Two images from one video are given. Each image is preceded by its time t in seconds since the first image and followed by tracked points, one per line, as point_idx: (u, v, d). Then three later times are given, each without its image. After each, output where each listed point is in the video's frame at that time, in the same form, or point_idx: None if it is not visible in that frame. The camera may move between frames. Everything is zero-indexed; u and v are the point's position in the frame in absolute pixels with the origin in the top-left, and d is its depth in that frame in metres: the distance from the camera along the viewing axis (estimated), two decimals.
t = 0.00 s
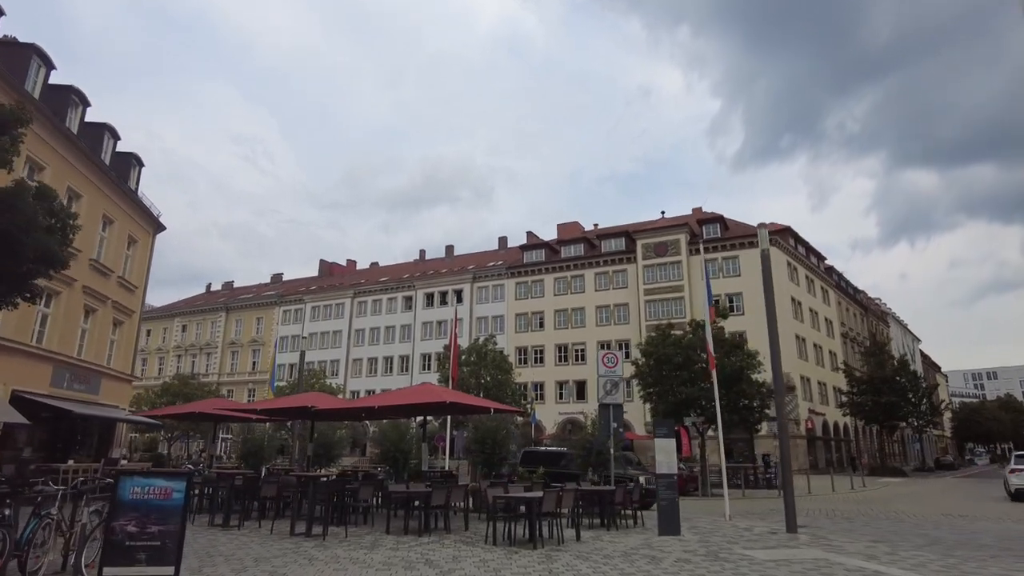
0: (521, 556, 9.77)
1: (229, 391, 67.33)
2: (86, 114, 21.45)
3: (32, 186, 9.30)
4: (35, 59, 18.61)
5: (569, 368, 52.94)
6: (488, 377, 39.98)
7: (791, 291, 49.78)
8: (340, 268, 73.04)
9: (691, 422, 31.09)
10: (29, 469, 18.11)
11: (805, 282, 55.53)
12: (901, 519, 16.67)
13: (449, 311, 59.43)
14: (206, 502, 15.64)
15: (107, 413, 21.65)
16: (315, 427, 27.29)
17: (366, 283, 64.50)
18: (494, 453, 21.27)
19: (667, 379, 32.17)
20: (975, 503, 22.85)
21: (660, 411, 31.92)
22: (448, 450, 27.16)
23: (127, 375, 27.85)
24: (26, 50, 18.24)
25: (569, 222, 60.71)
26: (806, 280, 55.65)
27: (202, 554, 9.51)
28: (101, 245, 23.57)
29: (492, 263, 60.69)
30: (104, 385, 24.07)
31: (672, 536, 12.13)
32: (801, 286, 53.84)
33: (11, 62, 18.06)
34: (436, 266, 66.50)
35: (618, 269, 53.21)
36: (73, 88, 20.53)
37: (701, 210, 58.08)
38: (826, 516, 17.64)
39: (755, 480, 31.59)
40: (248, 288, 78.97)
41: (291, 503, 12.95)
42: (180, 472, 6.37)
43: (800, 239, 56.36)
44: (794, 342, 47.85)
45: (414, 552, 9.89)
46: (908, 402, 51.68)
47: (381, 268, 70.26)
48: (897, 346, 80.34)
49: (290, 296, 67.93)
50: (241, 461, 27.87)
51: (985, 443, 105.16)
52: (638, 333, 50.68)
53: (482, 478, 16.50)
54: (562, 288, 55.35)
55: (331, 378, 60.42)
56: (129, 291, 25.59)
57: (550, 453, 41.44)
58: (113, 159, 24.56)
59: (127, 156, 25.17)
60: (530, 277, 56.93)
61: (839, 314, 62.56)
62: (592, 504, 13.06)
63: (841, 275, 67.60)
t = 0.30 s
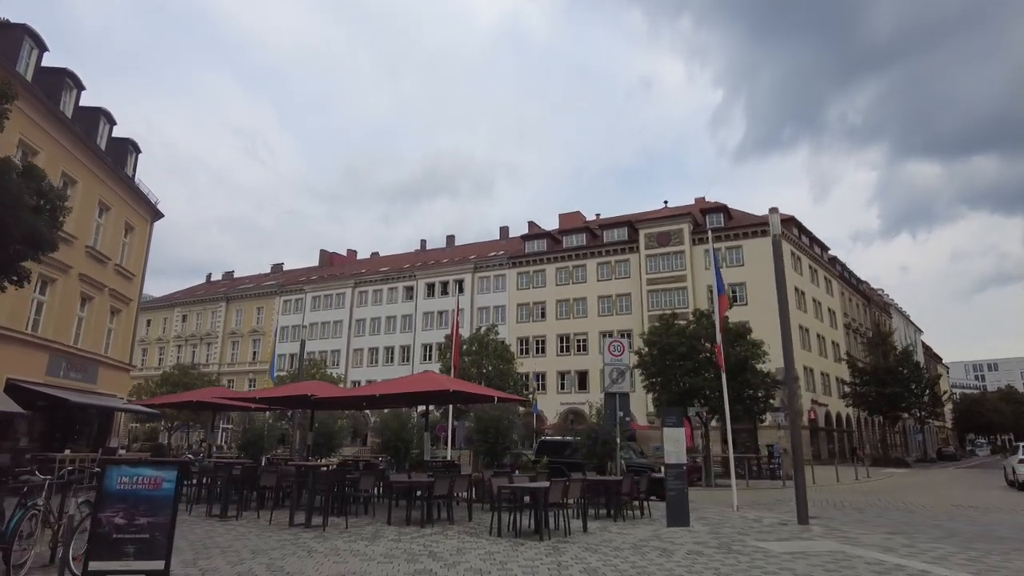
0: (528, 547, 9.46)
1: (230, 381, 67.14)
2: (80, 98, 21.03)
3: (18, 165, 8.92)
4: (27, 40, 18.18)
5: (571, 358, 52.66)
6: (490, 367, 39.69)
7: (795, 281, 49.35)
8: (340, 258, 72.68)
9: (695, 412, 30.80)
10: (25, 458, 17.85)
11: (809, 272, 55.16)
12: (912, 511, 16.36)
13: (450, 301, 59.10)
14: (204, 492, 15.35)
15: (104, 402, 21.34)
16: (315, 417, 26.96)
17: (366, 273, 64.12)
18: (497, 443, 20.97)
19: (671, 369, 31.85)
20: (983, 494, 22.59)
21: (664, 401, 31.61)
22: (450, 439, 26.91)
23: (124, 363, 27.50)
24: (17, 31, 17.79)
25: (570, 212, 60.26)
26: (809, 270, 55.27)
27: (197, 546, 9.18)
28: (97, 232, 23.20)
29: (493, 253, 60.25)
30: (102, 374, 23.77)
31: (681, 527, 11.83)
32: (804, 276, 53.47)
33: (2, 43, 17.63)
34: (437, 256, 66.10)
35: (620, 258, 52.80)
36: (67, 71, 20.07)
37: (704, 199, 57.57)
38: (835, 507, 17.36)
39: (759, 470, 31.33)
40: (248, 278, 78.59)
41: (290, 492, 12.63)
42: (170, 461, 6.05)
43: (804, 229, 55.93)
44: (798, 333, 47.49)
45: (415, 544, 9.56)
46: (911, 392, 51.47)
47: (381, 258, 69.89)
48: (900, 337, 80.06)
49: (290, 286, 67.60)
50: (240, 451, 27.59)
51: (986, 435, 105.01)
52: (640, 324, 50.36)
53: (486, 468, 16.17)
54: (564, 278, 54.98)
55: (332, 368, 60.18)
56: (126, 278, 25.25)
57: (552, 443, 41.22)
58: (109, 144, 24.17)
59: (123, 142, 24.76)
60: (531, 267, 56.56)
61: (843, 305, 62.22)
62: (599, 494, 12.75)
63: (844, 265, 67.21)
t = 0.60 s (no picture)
0: (532, 544, 9.06)
1: (230, 375, 66.83)
2: (72, 85, 20.58)
3: None
4: (16, 24, 17.73)
5: (572, 351, 52.28)
6: (491, 360, 39.33)
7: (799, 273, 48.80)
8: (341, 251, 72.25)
9: (699, 404, 30.42)
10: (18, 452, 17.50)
11: (812, 264, 54.69)
12: (924, 505, 15.98)
13: (451, 293, 58.69)
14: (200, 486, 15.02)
15: (99, 395, 20.97)
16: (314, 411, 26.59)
17: (366, 266, 63.72)
18: (499, 435, 20.60)
19: (675, 360, 31.45)
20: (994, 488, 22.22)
21: (667, 393, 31.23)
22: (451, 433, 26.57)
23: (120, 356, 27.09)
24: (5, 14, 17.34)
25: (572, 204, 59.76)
26: (813, 262, 54.81)
27: (187, 543, 8.80)
28: (92, 222, 22.77)
29: (494, 246, 59.79)
30: (97, 366, 23.40)
31: (691, 523, 11.43)
32: (808, 268, 52.99)
33: None
34: (437, 249, 65.65)
35: (622, 250, 52.34)
36: (58, 56, 19.63)
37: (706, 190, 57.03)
38: (845, 501, 16.98)
39: (763, 463, 31.00)
40: (248, 271, 78.17)
41: (286, 487, 12.26)
42: (151, 454, 5.67)
43: (808, 221, 55.42)
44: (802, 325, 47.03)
45: (415, 540, 9.15)
46: (916, 385, 51.11)
47: (381, 251, 69.47)
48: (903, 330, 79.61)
49: (290, 279, 67.21)
50: (239, 445, 27.26)
51: (988, 428, 104.63)
52: (643, 316, 49.97)
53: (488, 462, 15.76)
54: (565, 270, 54.54)
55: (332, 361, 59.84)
56: (122, 269, 24.84)
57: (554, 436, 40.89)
58: (103, 132, 23.73)
59: (118, 130, 24.32)
60: (532, 259, 56.12)
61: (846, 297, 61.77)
62: (605, 489, 12.35)
63: (848, 257, 66.72)
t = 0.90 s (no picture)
0: (538, 544, 8.70)
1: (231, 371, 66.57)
2: (66, 75, 20.22)
3: None
4: (7, 13, 17.39)
5: (575, 346, 51.94)
6: (493, 355, 38.99)
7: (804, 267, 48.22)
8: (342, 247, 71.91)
9: (704, 399, 30.05)
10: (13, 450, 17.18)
11: (817, 258, 54.15)
12: (938, 502, 15.60)
13: (453, 289, 58.32)
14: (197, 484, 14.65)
15: (96, 391, 20.63)
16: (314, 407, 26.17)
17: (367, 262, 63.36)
18: (503, 431, 20.27)
19: (680, 356, 31.09)
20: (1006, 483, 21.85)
21: (672, 388, 30.87)
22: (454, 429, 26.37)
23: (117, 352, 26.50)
24: None
25: (575, 198, 59.33)
26: (818, 257, 54.30)
27: (179, 544, 8.44)
28: (88, 216, 22.42)
29: (496, 241, 59.38)
30: (95, 363, 23.07)
31: (702, 521, 11.07)
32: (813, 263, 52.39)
33: None
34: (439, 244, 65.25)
35: (625, 245, 51.92)
36: (52, 46, 19.27)
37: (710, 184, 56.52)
38: (856, 498, 16.63)
39: (769, 459, 30.63)
40: (249, 267, 77.83)
41: (284, 484, 11.91)
42: (133, 452, 5.30)
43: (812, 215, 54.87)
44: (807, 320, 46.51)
45: (416, 541, 8.77)
46: (921, 379, 50.71)
47: (383, 247, 69.12)
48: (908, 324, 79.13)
49: (291, 275, 66.90)
50: (239, 441, 26.93)
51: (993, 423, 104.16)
52: (646, 311, 49.60)
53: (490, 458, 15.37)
54: (568, 265, 54.15)
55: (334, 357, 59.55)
56: (120, 264, 24.51)
57: (557, 432, 40.54)
58: (99, 125, 23.38)
59: (114, 123, 23.96)
60: (535, 254, 55.72)
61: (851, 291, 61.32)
62: (613, 486, 11.99)
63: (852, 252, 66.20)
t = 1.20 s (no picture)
0: (546, 547, 8.31)
1: (233, 369, 66.28)
2: (62, 67, 19.86)
3: None
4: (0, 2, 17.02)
5: (579, 343, 51.52)
6: (496, 352, 38.58)
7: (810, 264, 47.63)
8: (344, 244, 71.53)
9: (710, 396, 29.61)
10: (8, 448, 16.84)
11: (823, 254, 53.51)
12: (954, 502, 15.17)
13: (455, 286, 57.92)
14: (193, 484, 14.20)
15: (94, 388, 20.27)
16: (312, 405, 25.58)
17: (369, 259, 62.96)
18: (507, 429, 19.88)
19: (686, 353, 30.65)
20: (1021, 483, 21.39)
21: (678, 386, 30.44)
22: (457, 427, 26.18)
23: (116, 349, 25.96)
24: None
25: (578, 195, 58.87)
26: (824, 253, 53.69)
27: (170, 548, 8.04)
28: (85, 210, 22.05)
29: (499, 237, 58.96)
30: (93, 360, 22.74)
31: (716, 523, 10.66)
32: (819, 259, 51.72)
33: None
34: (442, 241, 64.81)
35: (629, 242, 51.43)
36: (47, 36, 18.90)
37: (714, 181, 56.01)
38: (870, 498, 16.23)
39: (776, 457, 30.20)
40: (251, 265, 77.50)
41: (283, 483, 11.52)
42: (112, 454, 5.07)
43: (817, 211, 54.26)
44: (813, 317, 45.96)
45: (419, 545, 8.37)
46: (928, 377, 50.18)
47: (385, 244, 68.75)
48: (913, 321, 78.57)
49: (293, 272, 66.56)
50: (238, 439, 26.54)
51: (997, 421, 103.58)
52: (650, 308, 49.15)
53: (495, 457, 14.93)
54: (572, 262, 53.69)
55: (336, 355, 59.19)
56: (118, 259, 24.15)
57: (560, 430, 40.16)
58: (96, 117, 23.01)
59: (112, 116, 23.58)
60: (538, 251, 55.26)
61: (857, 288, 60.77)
62: (623, 486, 11.58)
63: (857, 248, 65.62)
